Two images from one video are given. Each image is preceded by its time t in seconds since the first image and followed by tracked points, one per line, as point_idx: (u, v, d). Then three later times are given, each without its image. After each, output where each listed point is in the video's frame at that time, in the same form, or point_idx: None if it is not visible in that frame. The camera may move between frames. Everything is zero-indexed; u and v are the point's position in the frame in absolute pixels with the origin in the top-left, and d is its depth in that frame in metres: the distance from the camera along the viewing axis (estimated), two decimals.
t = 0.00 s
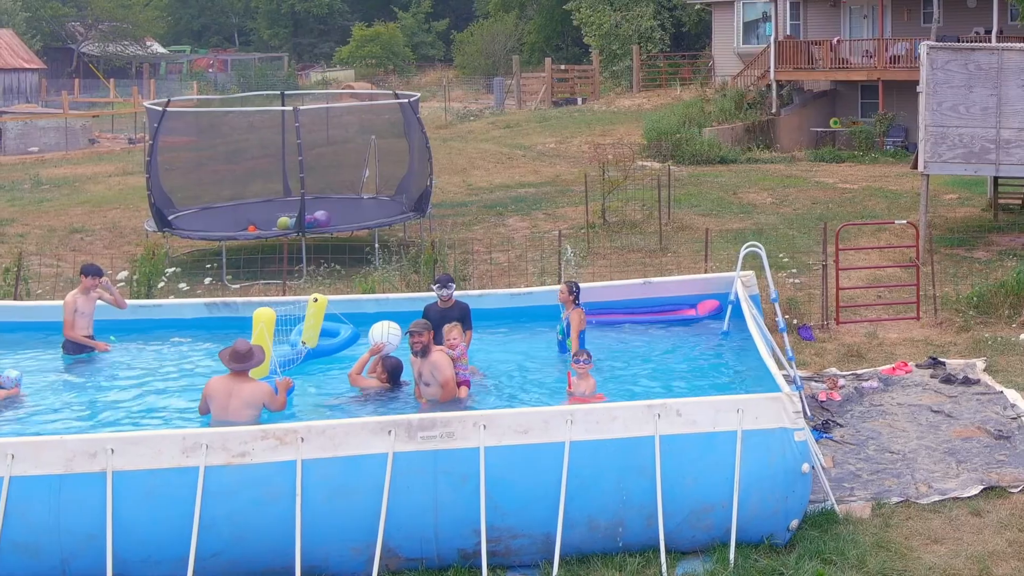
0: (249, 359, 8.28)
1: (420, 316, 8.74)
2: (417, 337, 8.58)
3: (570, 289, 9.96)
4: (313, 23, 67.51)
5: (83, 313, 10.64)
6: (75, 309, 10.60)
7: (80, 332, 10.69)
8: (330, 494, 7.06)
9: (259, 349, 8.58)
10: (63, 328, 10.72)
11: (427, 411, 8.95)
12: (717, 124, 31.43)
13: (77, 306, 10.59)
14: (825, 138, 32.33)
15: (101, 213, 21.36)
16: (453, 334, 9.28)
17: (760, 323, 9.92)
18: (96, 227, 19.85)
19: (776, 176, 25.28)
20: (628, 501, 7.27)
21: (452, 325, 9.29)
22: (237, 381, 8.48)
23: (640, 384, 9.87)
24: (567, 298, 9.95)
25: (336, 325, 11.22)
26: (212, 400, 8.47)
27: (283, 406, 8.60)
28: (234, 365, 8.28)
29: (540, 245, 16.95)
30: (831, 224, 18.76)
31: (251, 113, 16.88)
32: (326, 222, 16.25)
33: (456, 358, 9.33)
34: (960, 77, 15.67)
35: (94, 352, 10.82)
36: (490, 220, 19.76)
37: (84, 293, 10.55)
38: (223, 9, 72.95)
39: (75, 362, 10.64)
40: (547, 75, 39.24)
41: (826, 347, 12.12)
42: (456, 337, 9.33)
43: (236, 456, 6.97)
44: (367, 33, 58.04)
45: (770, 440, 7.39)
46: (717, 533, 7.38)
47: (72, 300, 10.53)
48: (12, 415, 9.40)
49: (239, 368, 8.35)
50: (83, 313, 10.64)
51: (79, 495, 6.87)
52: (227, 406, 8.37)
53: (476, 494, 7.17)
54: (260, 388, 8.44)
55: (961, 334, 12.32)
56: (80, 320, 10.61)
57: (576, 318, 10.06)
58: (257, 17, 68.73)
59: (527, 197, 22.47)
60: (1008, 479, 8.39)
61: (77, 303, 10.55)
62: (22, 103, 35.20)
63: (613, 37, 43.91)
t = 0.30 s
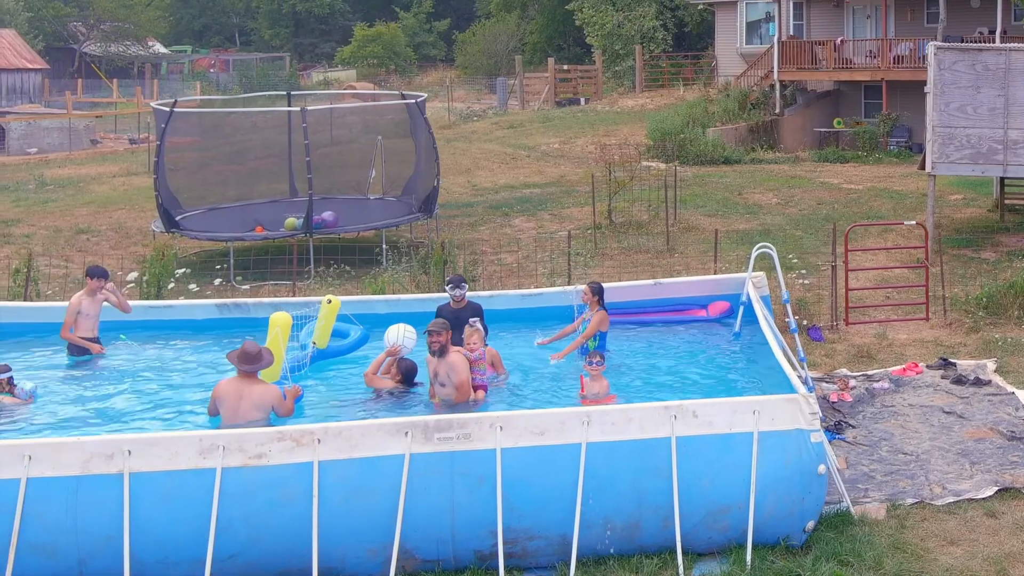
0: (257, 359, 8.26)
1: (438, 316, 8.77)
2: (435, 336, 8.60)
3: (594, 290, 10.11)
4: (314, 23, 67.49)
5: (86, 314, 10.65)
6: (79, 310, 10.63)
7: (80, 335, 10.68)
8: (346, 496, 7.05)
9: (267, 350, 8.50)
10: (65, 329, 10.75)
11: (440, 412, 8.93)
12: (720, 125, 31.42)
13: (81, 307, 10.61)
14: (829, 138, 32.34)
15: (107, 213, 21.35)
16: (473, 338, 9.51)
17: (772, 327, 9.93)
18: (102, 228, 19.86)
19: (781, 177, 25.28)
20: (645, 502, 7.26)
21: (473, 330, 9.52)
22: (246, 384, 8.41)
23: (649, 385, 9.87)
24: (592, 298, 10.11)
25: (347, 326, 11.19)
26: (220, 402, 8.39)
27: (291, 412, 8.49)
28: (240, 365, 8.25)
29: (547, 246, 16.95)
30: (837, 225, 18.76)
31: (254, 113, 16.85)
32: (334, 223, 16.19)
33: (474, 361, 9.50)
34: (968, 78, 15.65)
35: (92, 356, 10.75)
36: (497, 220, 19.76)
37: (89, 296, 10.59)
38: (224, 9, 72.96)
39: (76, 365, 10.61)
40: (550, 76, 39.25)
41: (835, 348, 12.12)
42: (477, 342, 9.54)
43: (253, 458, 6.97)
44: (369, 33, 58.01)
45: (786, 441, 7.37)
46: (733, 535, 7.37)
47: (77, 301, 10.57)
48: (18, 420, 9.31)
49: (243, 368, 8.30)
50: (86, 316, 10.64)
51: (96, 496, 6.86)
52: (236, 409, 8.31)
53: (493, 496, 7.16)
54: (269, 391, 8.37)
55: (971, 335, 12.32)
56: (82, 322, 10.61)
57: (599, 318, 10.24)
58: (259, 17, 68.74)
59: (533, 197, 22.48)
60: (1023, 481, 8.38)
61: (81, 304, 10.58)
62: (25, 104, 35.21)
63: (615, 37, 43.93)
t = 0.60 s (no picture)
0: (259, 363, 8.09)
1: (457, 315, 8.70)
2: (455, 337, 8.53)
3: (616, 290, 10.25)
4: (316, 23, 67.47)
5: (84, 320, 10.59)
6: (77, 316, 10.57)
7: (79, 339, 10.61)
8: (363, 498, 7.05)
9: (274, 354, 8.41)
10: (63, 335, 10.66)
11: (459, 414, 8.95)
12: (725, 126, 31.43)
13: (79, 313, 10.55)
14: (833, 138, 32.32)
15: (113, 214, 21.33)
16: (489, 338, 9.67)
17: (785, 332, 9.89)
18: (108, 228, 19.83)
19: (786, 178, 25.28)
20: (663, 504, 7.25)
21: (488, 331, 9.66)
22: (252, 387, 8.31)
23: (662, 387, 9.85)
24: (613, 298, 10.24)
25: (362, 330, 11.19)
26: (228, 408, 8.30)
27: (298, 417, 8.34)
28: (243, 367, 8.13)
29: (555, 248, 16.96)
30: (844, 226, 18.75)
31: (259, 113, 16.82)
32: (342, 224, 16.18)
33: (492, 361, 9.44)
34: (976, 79, 15.63)
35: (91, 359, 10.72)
36: (503, 221, 19.75)
37: (86, 300, 10.55)
38: (225, 9, 72.99)
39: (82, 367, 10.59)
40: (554, 76, 39.23)
41: (846, 350, 12.11)
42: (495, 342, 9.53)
43: (271, 460, 6.96)
44: (371, 33, 57.98)
45: (804, 443, 7.37)
46: (751, 537, 7.36)
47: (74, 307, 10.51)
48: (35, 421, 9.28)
49: (248, 371, 8.19)
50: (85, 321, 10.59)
51: (115, 498, 6.86)
52: (244, 413, 8.21)
53: (511, 498, 7.17)
54: (277, 393, 8.28)
55: (982, 337, 12.30)
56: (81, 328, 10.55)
57: (619, 319, 10.36)
58: (260, 17, 68.76)
59: (539, 198, 22.47)
60: None
61: (79, 309, 10.54)
62: (29, 104, 35.20)
63: (618, 38, 43.95)
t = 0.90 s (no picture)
0: (268, 366, 7.76)
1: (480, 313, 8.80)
2: (479, 332, 8.61)
3: (630, 290, 10.33)
4: (317, 23, 67.45)
5: (83, 325, 10.61)
6: (77, 321, 10.60)
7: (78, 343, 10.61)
8: (382, 500, 7.04)
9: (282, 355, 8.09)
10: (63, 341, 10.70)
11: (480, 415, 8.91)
12: (729, 126, 31.44)
13: (78, 317, 10.57)
14: (836, 139, 32.29)
15: (119, 215, 21.31)
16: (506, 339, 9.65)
17: (800, 335, 9.89)
18: (114, 229, 19.81)
19: (791, 178, 25.26)
20: (681, 507, 7.25)
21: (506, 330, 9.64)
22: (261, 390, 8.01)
23: (675, 386, 9.84)
24: (628, 299, 10.32)
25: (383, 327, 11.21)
26: (235, 412, 7.95)
27: (306, 417, 8.01)
28: (251, 371, 7.78)
29: (562, 248, 16.96)
30: (851, 227, 18.74)
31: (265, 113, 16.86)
32: (351, 224, 16.16)
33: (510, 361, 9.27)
34: (984, 80, 15.61)
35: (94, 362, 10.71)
36: (509, 222, 19.72)
37: (84, 305, 10.55)
38: (226, 9, 73.03)
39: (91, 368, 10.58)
40: (557, 76, 39.23)
41: (857, 351, 12.10)
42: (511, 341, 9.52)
43: (290, 462, 6.96)
44: (373, 33, 57.96)
45: (822, 445, 7.36)
46: (769, 540, 7.35)
47: (72, 311, 10.53)
48: (46, 425, 9.28)
49: (258, 375, 7.86)
50: (82, 326, 10.61)
51: (134, 501, 6.85)
52: (255, 416, 7.91)
53: (529, 500, 7.16)
54: (285, 393, 8.00)
55: (992, 338, 12.29)
56: (77, 332, 10.57)
57: (635, 320, 10.41)
58: (261, 17, 68.77)
59: (544, 198, 22.45)
60: None
61: (78, 314, 10.55)
62: (32, 104, 35.20)
63: (620, 38, 43.93)
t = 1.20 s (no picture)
0: (285, 366, 7.74)
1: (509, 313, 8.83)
2: (507, 332, 8.63)
3: (639, 291, 10.39)
4: (318, 23, 67.41)
5: (87, 327, 10.51)
6: (80, 324, 10.49)
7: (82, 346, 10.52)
8: (400, 503, 7.03)
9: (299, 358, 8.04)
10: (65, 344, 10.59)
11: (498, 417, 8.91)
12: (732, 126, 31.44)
13: (81, 320, 10.49)
14: (840, 139, 32.29)
15: (124, 216, 21.28)
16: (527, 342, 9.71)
17: (814, 337, 9.87)
18: (120, 230, 19.79)
19: (796, 178, 25.26)
20: (699, 509, 7.24)
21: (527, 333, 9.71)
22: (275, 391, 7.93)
23: (688, 388, 9.83)
24: (637, 300, 10.37)
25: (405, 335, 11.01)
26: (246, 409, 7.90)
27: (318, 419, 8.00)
28: (266, 374, 7.75)
29: (570, 249, 16.95)
30: (858, 228, 18.73)
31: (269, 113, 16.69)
32: (359, 225, 16.15)
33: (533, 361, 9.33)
34: (992, 81, 15.65)
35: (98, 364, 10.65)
36: (516, 223, 19.70)
37: (87, 306, 10.47)
38: (227, 9, 73.05)
39: (103, 369, 10.57)
40: (560, 76, 39.20)
41: (868, 352, 12.10)
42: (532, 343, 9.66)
43: (308, 465, 6.96)
44: (375, 33, 57.97)
45: (839, 447, 7.34)
46: (787, 542, 7.33)
47: (76, 313, 10.43)
48: (61, 427, 9.25)
49: (272, 379, 7.81)
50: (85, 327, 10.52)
51: (152, 503, 6.84)
52: (267, 417, 7.83)
53: (547, 503, 7.14)
54: (298, 397, 7.92)
55: (1003, 339, 12.29)
56: (81, 334, 10.46)
57: (645, 321, 10.41)
58: (262, 17, 68.70)
59: (550, 199, 22.44)
60: None
61: (82, 316, 10.44)
62: (35, 105, 35.18)
63: (623, 38, 43.92)
